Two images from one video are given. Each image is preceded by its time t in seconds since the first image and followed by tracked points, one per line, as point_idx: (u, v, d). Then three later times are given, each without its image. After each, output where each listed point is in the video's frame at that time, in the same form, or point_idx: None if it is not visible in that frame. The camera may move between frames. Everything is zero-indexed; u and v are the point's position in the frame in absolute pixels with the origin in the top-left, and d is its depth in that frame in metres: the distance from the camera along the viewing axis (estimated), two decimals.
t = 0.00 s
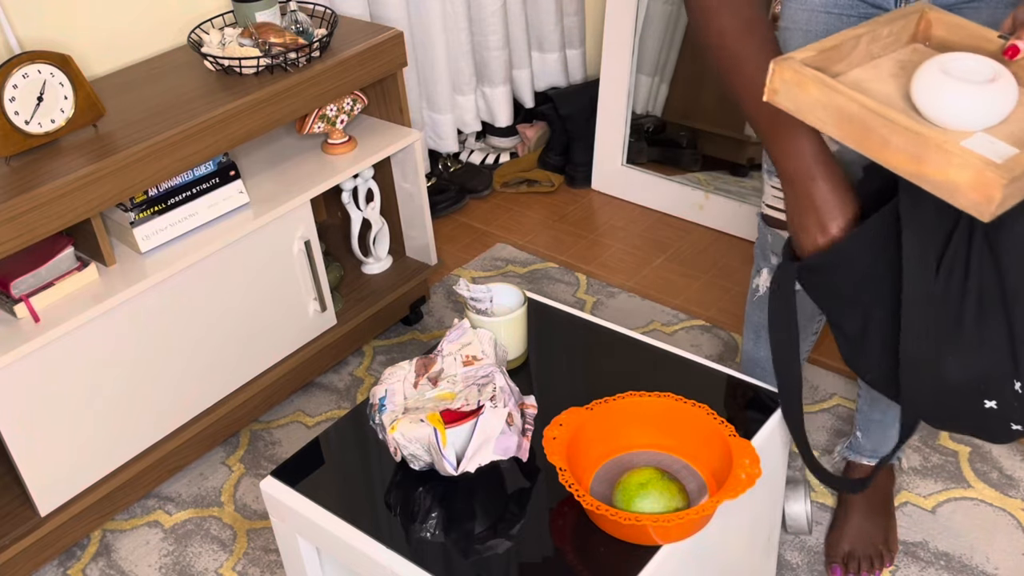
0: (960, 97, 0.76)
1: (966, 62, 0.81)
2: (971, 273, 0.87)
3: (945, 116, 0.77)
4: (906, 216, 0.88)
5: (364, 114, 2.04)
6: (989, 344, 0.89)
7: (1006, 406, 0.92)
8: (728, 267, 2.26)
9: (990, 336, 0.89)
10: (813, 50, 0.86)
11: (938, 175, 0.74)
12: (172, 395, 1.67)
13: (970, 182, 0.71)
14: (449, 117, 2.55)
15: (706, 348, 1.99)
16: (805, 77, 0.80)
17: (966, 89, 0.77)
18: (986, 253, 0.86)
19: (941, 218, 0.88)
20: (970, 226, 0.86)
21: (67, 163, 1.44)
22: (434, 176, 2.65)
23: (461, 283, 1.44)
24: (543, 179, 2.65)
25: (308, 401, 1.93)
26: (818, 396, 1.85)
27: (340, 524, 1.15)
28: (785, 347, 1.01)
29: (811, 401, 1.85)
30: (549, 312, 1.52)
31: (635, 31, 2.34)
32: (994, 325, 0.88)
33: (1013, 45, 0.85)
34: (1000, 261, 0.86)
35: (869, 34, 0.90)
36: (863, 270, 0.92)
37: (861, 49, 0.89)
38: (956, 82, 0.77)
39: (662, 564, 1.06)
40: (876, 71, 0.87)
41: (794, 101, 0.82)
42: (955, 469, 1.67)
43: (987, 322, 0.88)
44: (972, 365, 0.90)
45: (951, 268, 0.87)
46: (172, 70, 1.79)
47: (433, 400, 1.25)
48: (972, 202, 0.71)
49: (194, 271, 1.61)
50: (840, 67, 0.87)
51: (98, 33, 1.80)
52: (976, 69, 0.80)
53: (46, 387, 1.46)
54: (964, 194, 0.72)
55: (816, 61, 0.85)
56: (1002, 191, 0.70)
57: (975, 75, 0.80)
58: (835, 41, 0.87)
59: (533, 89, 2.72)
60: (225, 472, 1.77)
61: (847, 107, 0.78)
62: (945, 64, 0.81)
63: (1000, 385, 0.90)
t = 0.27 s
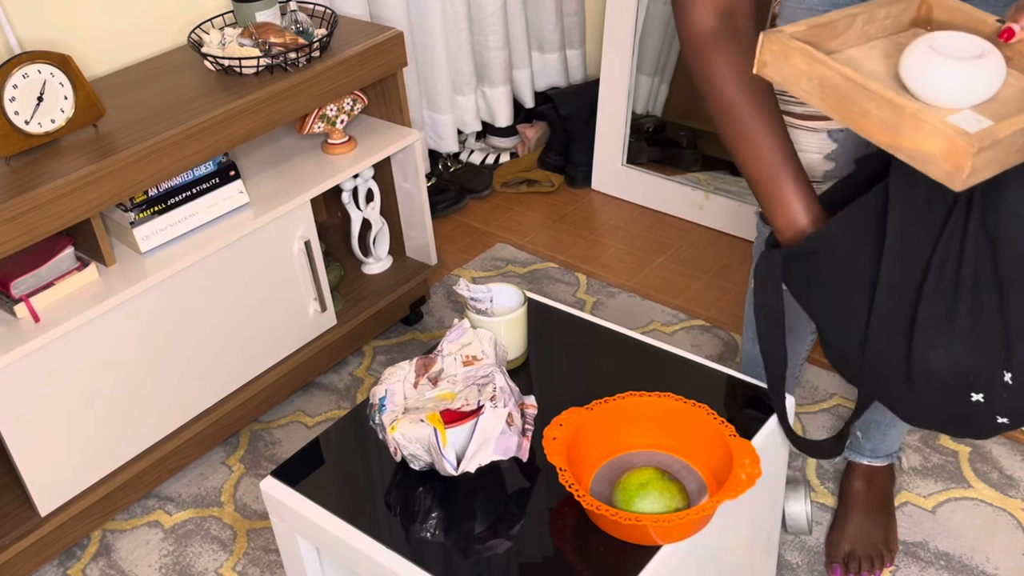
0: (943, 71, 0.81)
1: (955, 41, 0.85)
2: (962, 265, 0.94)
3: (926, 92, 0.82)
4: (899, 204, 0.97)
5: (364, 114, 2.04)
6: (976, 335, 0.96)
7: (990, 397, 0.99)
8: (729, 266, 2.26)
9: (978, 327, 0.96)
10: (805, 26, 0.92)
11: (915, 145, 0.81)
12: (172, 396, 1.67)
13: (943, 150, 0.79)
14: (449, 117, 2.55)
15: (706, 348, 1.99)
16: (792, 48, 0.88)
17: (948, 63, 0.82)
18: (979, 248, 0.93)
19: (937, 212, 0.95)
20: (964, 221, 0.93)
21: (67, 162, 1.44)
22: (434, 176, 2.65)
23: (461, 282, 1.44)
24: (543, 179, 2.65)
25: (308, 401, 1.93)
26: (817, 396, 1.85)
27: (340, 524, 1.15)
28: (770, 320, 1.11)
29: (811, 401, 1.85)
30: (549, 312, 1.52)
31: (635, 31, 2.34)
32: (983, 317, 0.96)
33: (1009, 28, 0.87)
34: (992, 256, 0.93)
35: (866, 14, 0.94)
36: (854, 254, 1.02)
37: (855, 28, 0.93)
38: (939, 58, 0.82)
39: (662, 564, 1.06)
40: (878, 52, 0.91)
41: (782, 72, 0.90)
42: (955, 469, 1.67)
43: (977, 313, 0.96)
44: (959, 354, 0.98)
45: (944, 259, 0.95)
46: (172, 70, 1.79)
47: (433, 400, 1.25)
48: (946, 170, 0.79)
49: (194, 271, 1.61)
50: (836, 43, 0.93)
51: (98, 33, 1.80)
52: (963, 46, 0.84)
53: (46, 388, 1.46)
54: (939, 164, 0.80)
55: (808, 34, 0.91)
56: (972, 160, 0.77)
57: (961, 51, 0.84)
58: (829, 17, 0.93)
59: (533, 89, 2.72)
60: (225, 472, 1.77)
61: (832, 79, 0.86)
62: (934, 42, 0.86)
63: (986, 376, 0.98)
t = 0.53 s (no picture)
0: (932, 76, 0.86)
1: (945, 47, 0.90)
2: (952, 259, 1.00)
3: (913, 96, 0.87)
4: (899, 206, 0.99)
5: (364, 114, 2.04)
6: (962, 322, 1.03)
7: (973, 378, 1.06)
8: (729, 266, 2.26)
9: (964, 315, 1.03)
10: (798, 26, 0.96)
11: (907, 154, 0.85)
12: (172, 396, 1.67)
13: (930, 157, 0.83)
14: (449, 117, 2.55)
15: (706, 348, 1.99)
16: (784, 47, 0.93)
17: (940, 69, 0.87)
18: (966, 243, 1.00)
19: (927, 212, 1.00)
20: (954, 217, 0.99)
21: (67, 162, 1.44)
22: (434, 176, 2.65)
23: (461, 282, 1.44)
24: (543, 179, 2.65)
25: (308, 401, 1.93)
26: (817, 396, 1.85)
27: (340, 524, 1.15)
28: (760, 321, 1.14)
29: (811, 401, 1.84)
30: (549, 312, 1.52)
31: (635, 31, 2.34)
32: (969, 305, 1.02)
33: (995, 35, 0.93)
34: (980, 249, 1.00)
35: (856, 14, 0.99)
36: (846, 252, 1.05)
37: (846, 28, 0.98)
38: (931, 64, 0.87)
39: (662, 564, 1.06)
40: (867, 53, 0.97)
41: (773, 69, 0.95)
42: (955, 469, 1.67)
43: (964, 303, 1.02)
44: (948, 339, 1.04)
45: (936, 254, 1.00)
46: (172, 70, 1.79)
47: (433, 400, 1.25)
48: (931, 178, 0.83)
49: (195, 271, 1.61)
50: (825, 42, 0.97)
51: (98, 33, 1.80)
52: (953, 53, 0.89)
53: (46, 388, 1.46)
54: (925, 171, 0.84)
55: (800, 32, 0.96)
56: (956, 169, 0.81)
57: (950, 58, 0.89)
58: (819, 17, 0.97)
59: (533, 89, 2.73)
60: (224, 472, 1.77)
61: (823, 81, 0.90)
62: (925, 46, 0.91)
63: (970, 359, 1.05)
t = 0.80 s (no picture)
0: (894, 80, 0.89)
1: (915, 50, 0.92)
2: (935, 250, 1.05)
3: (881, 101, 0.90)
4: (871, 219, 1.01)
5: (364, 114, 2.04)
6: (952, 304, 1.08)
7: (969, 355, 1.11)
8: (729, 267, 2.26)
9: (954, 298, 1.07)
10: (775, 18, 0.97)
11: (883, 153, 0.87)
12: (172, 396, 1.67)
13: (877, 166, 0.87)
14: (449, 117, 2.55)
15: (706, 348, 1.99)
16: (756, 45, 0.94)
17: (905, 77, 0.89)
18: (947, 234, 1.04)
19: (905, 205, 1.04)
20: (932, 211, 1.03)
21: (67, 162, 1.44)
22: (434, 176, 2.65)
23: (461, 282, 1.44)
24: (543, 179, 2.64)
25: (308, 401, 1.93)
26: (817, 396, 1.85)
27: (340, 524, 1.15)
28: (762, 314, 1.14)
29: (811, 401, 1.84)
30: (549, 312, 1.52)
31: (635, 31, 2.34)
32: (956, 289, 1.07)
33: (959, 41, 0.95)
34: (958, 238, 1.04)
35: (833, 9, 1.00)
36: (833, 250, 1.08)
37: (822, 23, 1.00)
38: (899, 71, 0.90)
39: (662, 563, 1.06)
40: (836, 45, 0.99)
41: (746, 64, 0.96)
42: (955, 469, 1.67)
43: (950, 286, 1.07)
44: (940, 321, 1.09)
45: (917, 247, 1.05)
46: (172, 70, 1.79)
47: (433, 400, 1.25)
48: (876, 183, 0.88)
49: (195, 271, 1.61)
50: (799, 38, 0.99)
51: (98, 33, 1.80)
52: (922, 60, 0.92)
53: (46, 388, 1.46)
54: (873, 176, 0.88)
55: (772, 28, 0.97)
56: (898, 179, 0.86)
57: (918, 66, 0.91)
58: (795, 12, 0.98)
59: (533, 89, 2.73)
60: (225, 472, 1.77)
61: (790, 82, 0.92)
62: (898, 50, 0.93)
63: (963, 336, 1.09)
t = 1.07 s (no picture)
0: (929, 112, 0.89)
1: (945, 74, 0.91)
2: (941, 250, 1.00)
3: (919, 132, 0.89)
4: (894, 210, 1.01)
5: (364, 114, 2.04)
6: (943, 309, 1.02)
7: (952, 358, 1.05)
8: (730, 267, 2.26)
9: (946, 302, 1.01)
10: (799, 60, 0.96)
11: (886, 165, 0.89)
12: (172, 396, 1.67)
13: (929, 206, 0.87)
14: (449, 117, 2.55)
15: (706, 348, 1.99)
16: (787, 91, 0.93)
17: (938, 107, 0.89)
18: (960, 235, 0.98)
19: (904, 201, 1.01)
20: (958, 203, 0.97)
21: (67, 162, 1.45)
22: (435, 176, 2.65)
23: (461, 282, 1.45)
24: (543, 179, 2.65)
25: (308, 401, 1.93)
26: (817, 396, 1.85)
27: (340, 524, 1.15)
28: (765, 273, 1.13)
29: (812, 402, 1.84)
30: (548, 312, 1.52)
31: (635, 31, 2.34)
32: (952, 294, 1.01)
33: (988, 54, 0.94)
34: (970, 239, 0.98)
35: (856, 39, 0.99)
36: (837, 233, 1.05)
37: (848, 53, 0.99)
38: (932, 101, 0.89)
39: (662, 563, 1.06)
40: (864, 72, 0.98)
41: (779, 111, 0.95)
42: (955, 469, 1.67)
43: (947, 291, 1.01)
44: (926, 325, 1.03)
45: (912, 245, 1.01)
46: (172, 70, 1.79)
47: (433, 400, 1.25)
48: (927, 222, 0.87)
49: (195, 271, 1.61)
50: (825, 73, 0.98)
51: (98, 33, 1.80)
52: (954, 84, 0.90)
53: (46, 387, 1.46)
54: (924, 216, 0.88)
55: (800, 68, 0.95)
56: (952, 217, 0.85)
57: (951, 91, 0.90)
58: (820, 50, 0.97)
59: (533, 89, 2.73)
60: (225, 472, 1.77)
61: (828, 127, 0.91)
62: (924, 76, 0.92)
63: (951, 342, 1.03)
